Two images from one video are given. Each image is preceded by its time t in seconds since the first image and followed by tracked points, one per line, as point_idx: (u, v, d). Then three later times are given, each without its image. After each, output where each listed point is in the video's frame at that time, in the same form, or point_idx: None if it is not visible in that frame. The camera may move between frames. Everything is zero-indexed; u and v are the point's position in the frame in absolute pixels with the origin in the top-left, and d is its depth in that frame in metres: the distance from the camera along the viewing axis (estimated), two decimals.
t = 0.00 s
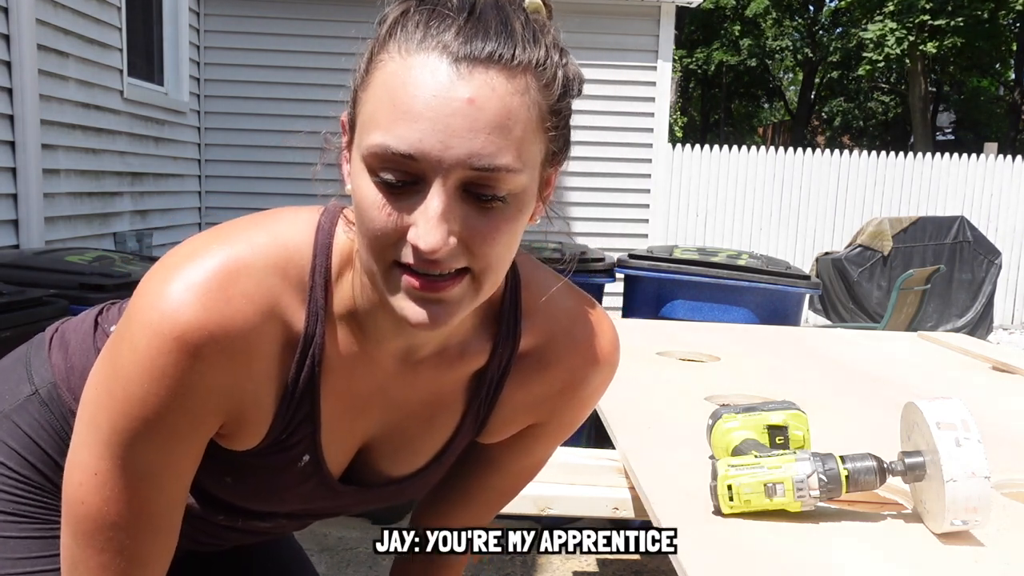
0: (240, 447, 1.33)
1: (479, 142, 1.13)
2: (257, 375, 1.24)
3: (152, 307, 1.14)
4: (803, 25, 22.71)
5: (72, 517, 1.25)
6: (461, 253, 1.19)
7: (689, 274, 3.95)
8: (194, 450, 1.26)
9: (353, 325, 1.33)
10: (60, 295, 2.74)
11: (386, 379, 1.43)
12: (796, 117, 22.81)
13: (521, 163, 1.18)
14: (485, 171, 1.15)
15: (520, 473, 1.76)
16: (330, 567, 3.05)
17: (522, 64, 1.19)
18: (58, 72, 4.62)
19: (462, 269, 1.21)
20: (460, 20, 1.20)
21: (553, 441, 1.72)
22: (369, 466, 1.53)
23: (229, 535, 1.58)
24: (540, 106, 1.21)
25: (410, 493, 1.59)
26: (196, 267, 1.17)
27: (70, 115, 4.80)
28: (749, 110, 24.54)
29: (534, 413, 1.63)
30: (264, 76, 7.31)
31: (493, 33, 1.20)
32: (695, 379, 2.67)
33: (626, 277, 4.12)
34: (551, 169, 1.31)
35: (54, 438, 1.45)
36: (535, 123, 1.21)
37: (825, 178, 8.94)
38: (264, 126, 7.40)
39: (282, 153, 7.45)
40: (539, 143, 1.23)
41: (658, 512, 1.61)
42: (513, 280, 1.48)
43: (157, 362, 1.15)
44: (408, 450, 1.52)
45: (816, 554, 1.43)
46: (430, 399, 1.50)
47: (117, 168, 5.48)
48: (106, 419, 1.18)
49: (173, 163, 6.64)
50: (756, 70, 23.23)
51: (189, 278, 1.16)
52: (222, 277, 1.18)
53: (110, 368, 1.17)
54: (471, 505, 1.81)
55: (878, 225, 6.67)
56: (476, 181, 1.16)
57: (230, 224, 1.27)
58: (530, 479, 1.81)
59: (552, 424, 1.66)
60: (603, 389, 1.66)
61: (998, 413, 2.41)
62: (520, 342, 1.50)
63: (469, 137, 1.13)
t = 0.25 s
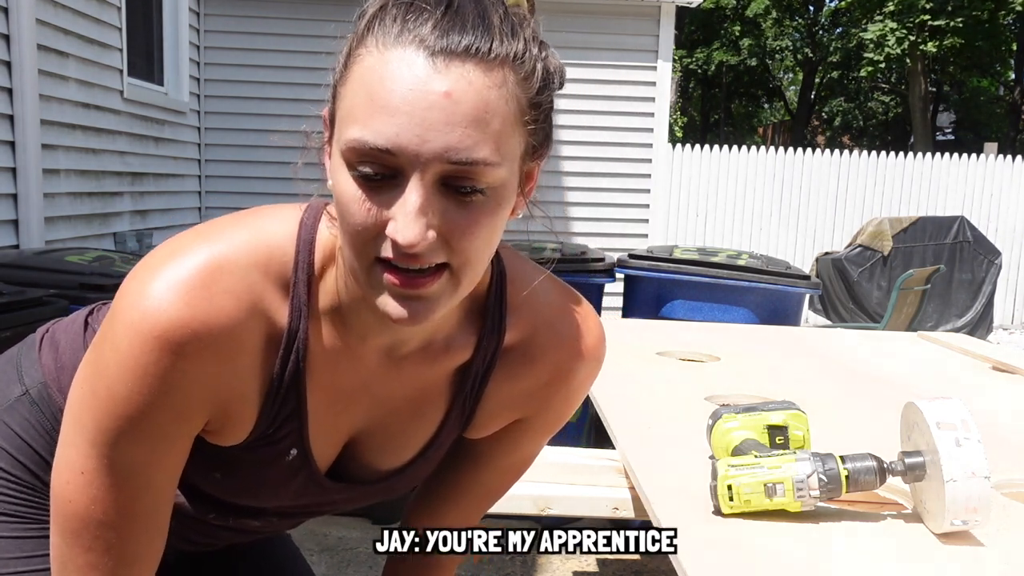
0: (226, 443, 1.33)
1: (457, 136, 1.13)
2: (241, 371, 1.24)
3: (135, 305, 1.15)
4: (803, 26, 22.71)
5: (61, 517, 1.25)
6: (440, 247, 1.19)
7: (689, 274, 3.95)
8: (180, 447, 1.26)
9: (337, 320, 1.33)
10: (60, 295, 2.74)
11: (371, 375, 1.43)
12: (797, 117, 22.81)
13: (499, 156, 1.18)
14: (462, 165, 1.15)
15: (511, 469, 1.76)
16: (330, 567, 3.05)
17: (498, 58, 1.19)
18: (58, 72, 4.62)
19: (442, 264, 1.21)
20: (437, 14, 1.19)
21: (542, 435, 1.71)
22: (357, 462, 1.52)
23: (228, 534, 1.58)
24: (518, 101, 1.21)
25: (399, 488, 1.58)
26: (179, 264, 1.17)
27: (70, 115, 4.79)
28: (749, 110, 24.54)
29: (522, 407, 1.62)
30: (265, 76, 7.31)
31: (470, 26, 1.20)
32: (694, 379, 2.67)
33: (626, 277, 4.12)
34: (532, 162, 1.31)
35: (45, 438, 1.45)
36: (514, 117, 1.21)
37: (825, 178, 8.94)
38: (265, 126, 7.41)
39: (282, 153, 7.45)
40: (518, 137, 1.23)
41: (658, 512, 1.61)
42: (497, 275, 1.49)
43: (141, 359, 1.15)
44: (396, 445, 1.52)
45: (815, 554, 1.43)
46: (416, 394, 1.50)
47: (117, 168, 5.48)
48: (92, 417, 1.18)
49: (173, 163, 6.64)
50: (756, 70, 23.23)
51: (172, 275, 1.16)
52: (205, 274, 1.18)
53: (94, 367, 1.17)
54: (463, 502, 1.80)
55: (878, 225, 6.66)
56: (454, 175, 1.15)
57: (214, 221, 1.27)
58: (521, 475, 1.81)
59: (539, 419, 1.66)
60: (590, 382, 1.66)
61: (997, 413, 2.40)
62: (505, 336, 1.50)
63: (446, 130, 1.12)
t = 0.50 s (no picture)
0: (204, 441, 1.33)
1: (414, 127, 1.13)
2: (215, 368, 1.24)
3: (107, 303, 1.15)
4: (803, 26, 22.71)
5: (44, 516, 1.25)
6: (400, 239, 1.19)
7: (688, 274, 3.95)
8: (156, 445, 1.26)
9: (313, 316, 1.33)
10: (59, 295, 2.74)
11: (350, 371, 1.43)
12: (797, 117, 22.81)
13: (455, 148, 1.18)
14: (417, 158, 1.14)
15: (500, 465, 1.76)
16: (330, 567, 3.05)
17: (452, 48, 1.19)
18: (58, 72, 4.62)
19: (404, 257, 1.21)
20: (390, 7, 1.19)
21: (529, 431, 1.71)
22: (340, 459, 1.51)
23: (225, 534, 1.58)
24: (475, 93, 1.21)
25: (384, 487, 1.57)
26: (151, 262, 1.18)
27: (70, 115, 4.79)
28: (750, 110, 24.54)
29: (505, 402, 1.62)
30: (265, 76, 7.32)
31: (423, 18, 1.20)
32: (694, 379, 2.66)
33: (626, 277, 4.12)
34: (495, 154, 1.30)
35: (33, 438, 1.44)
36: (470, 109, 1.20)
37: (825, 178, 8.94)
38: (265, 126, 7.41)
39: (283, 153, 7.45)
40: (476, 129, 1.22)
41: (658, 512, 1.60)
42: (474, 270, 1.50)
43: (113, 356, 1.15)
44: (379, 442, 1.51)
45: (812, 555, 1.43)
46: (397, 390, 1.50)
47: (117, 168, 5.48)
48: (68, 416, 1.19)
49: (173, 163, 6.64)
50: (756, 70, 23.23)
51: (144, 273, 1.16)
52: (178, 272, 1.18)
53: (70, 366, 1.18)
54: (453, 500, 1.79)
55: (878, 225, 6.66)
56: (411, 168, 1.15)
57: (188, 221, 1.28)
58: (510, 473, 1.80)
59: (524, 413, 1.65)
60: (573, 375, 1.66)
61: (997, 413, 2.40)
62: (484, 330, 1.51)
63: (399, 122, 1.12)
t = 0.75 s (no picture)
0: (195, 439, 1.33)
1: (430, 108, 1.16)
2: (206, 366, 1.24)
3: (97, 301, 1.15)
4: (803, 26, 22.71)
5: (35, 514, 1.26)
6: (390, 220, 1.19)
7: (688, 274, 3.95)
8: (147, 444, 1.26)
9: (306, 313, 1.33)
10: (60, 295, 2.74)
11: (343, 368, 1.44)
12: (797, 117, 22.81)
13: (467, 145, 1.20)
14: (427, 140, 1.16)
15: (495, 464, 1.77)
16: (330, 567, 3.05)
17: (487, 54, 1.23)
18: (58, 72, 4.62)
19: (386, 242, 1.21)
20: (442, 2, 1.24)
21: (522, 429, 1.71)
22: (332, 458, 1.51)
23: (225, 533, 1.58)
24: (496, 101, 1.25)
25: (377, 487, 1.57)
26: (140, 260, 1.18)
27: (70, 115, 4.79)
28: (750, 110, 24.53)
29: (498, 400, 1.63)
30: (265, 76, 7.31)
31: (469, 20, 1.24)
32: (694, 379, 2.67)
33: (625, 277, 4.12)
34: (502, 175, 1.34)
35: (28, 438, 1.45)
36: (488, 114, 1.24)
37: (825, 178, 8.94)
38: (265, 126, 7.41)
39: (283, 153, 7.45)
40: (489, 137, 1.26)
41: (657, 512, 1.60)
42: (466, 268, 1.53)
43: (102, 354, 1.15)
44: (371, 441, 1.51)
45: (812, 554, 1.43)
46: (390, 388, 1.50)
47: (117, 168, 5.47)
48: (59, 414, 1.19)
49: (173, 163, 6.64)
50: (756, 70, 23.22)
51: (133, 271, 1.16)
52: (167, 270, 1.18)
53: (60, 362, 1.18)
54: (448, 499, 1.80)
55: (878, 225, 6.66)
56: (419, 147, 1.17)
57: (179, 218, 1.28)
58: (504, 472, 1.81)
59: (518, 411, 1.66)
60: (565, 372, 1.68)
61: (997, 413, 2.40)
62: (477, 328, 1.53)
63: (418, 101, 1.15)
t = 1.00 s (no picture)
0: (194, 442, 1.33)
1: (440, 132, 1.16)
2: (206, 370, 1.24)
3: (97, 303, 1.15)
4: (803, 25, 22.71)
5: (34, 516, 1.25)
6: (394, 240, 1.19)
7: (689, 274, 3.95)
8: (146, 447, 1.26)
9: (307, 317, 1.34)
10: (60, 295, 2.74)
11: (343, 371, 1.44)
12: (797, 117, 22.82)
13: (474, 170, 1.21)
14: (436, 164, 1.16)
15: (495, 467, 1.76)
16: (330, 567, 3.05)
17: (504, 80, 1.23)
18: (58, 72, 4.62)
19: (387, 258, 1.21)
20: (462, 21, 1.24)
21: (522, 432, 1.71)
22: (332, 462, 1.51)
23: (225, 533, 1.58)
24: (508, 127, 1.25)
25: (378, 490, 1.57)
26: (141, 262, 1.18)
27: (70, 115, 4.79)
28: (750, 110, 24.53)
29: (498, 403, 1.63)
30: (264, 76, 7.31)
31: (489, 42, 1.24)
32: (694, 379, 2.67)
33: (625, 277, 4.12)
34: (508, 197, 1.35)
35: (24, 439, 1.44)
36: (499, 140, 1.25)
37: (825, 178, 8.94)
38: (265, 126, 7.41)
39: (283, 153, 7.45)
40: (499, 160, 1.26)
41: (657, 512, 1.60)
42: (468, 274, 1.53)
43: (102, 357, 1.15)
44: (371, 445, 1.51)
45: (813, 554, 1.43)
46: (390, 392, 1.50)
47: (117, 167, 5.48)
48: (58, 416, 1.19)
49: (173, 163, 6.64)
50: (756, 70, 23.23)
51: (133, 273, 1.16)
52: (167, 272, 1.18)
53: (60, 364, 1.18)
54: (447, 502, 1.80)
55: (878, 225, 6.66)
56: (426, 170, 1.17)
57: (180, 220, 1.28)
58: (504, 474, 1.80)
59: (519, 415, 1.67)
60: (566, 375, 1.68)
61: (997, 413, 2.40)
62: (477, 332, 1.54)
63: (429, 124, 1.15)
